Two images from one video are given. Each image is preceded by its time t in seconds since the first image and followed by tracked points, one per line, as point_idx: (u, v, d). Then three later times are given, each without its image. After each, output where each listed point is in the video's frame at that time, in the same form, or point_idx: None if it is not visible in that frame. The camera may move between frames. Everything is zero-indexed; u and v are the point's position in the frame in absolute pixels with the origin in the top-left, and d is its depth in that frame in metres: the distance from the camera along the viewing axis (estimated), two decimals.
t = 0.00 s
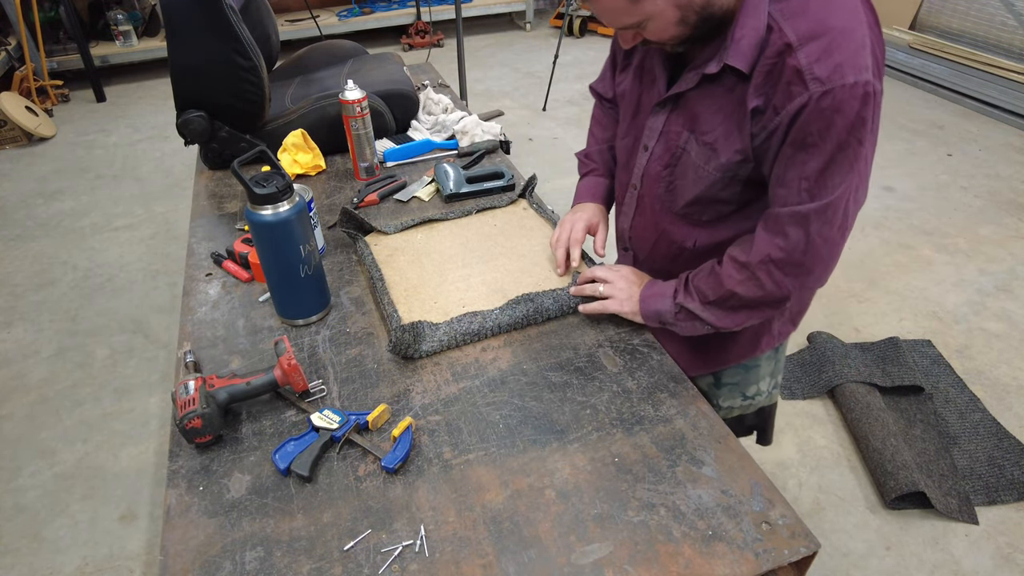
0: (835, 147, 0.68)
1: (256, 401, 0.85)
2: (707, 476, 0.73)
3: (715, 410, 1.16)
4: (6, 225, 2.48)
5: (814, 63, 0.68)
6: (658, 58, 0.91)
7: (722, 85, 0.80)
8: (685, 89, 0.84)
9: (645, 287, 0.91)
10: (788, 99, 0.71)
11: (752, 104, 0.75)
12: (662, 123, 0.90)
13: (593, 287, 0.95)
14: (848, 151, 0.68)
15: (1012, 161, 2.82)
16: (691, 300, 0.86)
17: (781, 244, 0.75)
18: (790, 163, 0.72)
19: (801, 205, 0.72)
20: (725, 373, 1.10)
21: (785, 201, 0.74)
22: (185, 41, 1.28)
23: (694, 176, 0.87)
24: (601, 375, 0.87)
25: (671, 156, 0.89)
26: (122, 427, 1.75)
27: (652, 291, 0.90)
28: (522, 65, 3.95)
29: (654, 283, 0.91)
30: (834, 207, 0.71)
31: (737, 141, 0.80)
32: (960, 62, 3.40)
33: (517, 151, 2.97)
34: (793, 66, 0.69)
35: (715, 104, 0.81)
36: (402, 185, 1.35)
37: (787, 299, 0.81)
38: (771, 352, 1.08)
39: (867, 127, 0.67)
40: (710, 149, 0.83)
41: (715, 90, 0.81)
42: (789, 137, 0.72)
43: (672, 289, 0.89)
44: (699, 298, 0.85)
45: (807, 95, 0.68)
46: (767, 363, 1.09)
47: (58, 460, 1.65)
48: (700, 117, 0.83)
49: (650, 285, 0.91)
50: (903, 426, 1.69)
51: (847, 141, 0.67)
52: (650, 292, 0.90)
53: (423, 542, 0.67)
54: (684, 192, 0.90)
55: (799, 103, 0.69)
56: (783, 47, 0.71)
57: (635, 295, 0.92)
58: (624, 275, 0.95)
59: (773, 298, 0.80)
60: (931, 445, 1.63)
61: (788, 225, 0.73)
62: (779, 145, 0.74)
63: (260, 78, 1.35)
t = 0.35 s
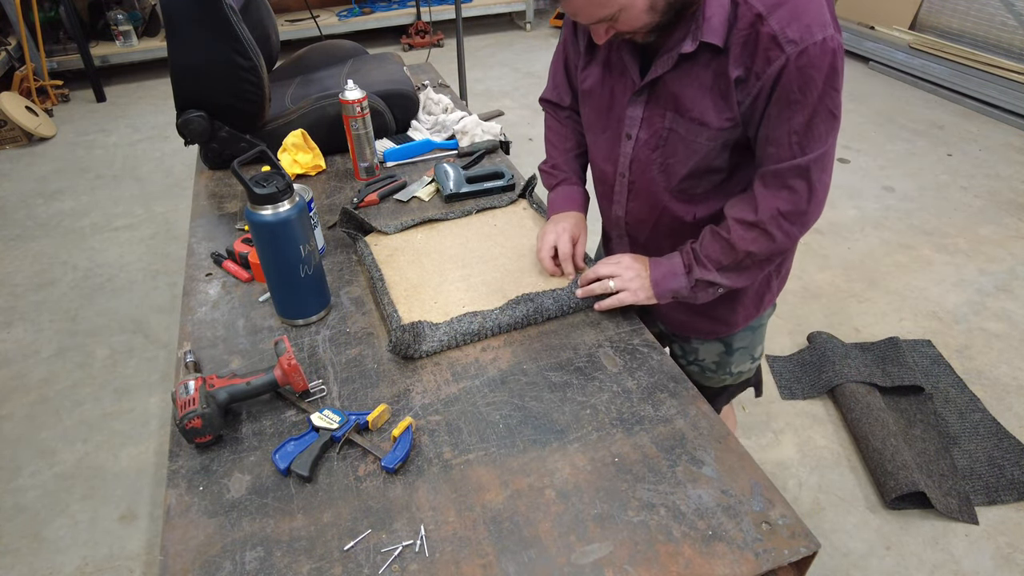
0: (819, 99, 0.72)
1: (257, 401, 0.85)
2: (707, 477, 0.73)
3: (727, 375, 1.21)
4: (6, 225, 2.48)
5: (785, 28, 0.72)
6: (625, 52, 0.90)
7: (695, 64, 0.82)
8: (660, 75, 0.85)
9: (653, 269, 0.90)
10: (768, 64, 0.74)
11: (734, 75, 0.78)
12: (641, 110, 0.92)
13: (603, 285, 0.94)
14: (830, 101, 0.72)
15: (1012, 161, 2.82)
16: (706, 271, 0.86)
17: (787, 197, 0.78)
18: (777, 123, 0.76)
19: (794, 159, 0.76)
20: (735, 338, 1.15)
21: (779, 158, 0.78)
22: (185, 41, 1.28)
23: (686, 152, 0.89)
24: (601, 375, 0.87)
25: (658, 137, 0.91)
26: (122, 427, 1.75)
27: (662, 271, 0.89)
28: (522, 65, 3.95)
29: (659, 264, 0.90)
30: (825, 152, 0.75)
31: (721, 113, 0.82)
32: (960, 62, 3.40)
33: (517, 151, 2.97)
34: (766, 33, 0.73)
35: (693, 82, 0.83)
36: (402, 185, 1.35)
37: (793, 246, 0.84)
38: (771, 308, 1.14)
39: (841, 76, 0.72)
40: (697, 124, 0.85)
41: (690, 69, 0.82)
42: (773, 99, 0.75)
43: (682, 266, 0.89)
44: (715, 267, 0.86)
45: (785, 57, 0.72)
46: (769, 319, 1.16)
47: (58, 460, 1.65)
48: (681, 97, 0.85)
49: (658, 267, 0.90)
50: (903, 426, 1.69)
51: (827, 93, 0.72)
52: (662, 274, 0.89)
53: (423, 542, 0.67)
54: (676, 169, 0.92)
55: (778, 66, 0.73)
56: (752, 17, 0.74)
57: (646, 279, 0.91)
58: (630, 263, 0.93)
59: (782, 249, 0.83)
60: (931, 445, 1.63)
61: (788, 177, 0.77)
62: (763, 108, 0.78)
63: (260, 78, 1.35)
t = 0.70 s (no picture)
0: (834, 121, 0.72)
1: (256, 401, 0.85)
2: (707, 476, 0.73)
3: (744, 373, 1.18)
4: (6, 224, 2.48)
5: (811, 45, 0.71)
6: (651, 56, 0.90)
7: (720, 76, 0.81)
8: (684, 83, 0.85)
9: (651, 274, 0.90)
10: (790, 80, 0.74)
11: (758, 89, 0.77)
12: (664, 116, 0.91)
13: (600, 285, 0.94)
14: (846, 123, 0.72)
15: (1012, 161, 2.83)
16: (703, 283, 0.87)
17: (792, 217, 0.78)
18: (792, 140, 0.76)
19: (804, 178, 0.76)
20: (751, 338, 1.12)
21: (789, 177, 0.78)
22: (185, 42, 1.28)
23: (707, 162, 0.89)
24: (601, 375, 0.87)
25: (680, 146, 0.91)
26: (122, 427, 1.75)
27: (657, 278, 0.89)
28: (522, 65, 3.95)
29: (657, 270, 0.89)
30: (834, 175, 0.75)
31: (740, 125, 0.82)
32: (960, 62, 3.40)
33: (517, 151, 2.97)
34: (793, 49, 0.73)
35: (717, 92, 0.82)
36: (402, 185, 1.35)
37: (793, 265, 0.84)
38: (790, 309, 1.11)
39: (862, 98, 0.72)
40: (718, 136, 0.85)
41: (715, 79, 0.82)
42: (790, 116, 0.75)
43: (679, 274, 0.88)
44: (711, 280, 0.86)
45: (808, 75, 0.72)
46: (787, 319, 1.13)
47: (58, 460, 1.65)
48: (704, 107, 0.85)
49: (655, 273, 0.89)
50: (903, 426, 1.69)
51: (844, 114, 0.72)
52: (659, 280, 0.89)
53: (423, 542, 0.67)
54: (697, 178, 0.91)
55: (800, 84, 0.72)
56: (781, 31, 0.74)
57: (642, 285, 0.91)
58: (628, 267, 0.93)
59: (782, 268, 0.83)
60: (931, 446, 1.63)
61: (796, 197, 0.77)
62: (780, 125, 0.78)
63: (260, 77, 1.35)
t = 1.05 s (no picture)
0: (825, 115, 0.72)
1: (257, 401, 0.85)
2: (707, 476, 0.73)
3: (733, 372, 1.17)
4: (6, 224, 2.48)
5: (799, 40, 0.71)
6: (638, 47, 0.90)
7: (706, 68, 0.81)
8: (672, 74, 0.84)
9: (651, 270, 0.89)
10: (778, 75, 0.74)
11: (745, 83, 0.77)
12: (651, 107, 0.91)
13: (601, 284, 0.92)
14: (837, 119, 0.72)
15: (1012, 161, 2.83)
16: (701, 275, 0.86)
17: (787, 210, 0.78)
18: (784, 135, 0.76)
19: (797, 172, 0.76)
20: (738, 335, 1.12)
21: (782, 170, 0.78)
22: (185, 42, 1.28)
23: (692, 155, 0.88)
24: (601, 375, 0.87)
25: (668, 137, 0.90)
26: (122, 427, 1.75)
27: (658, 272, 0.88)
28: (522, 65, 3.95)
29: (657, 265, 0.89)
30: (826, 171, 0.75)
31: (726, 119, 0.82)
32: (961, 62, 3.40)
33: (517, 151, 2.97)
34: (780, 44, 0.73)
35: (705, 84, 0.82)
36: (402, 185, 1.35)
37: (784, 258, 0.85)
38: (777, 306, 1.11)
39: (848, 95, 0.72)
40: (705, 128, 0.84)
41: (703, 72, 0.82)
42: (779, 111, 0.75)
43: (679, 269, 0.88)
44: (710, 273, 0.86)
45: (797, 70, 0.72)
46: (774, 316, 1.12)
47: (58, 460, 1.65)
48: (691, 99, 0.84)
49: (654, 269, 0.89)
50: (903, 426, 1.69)
51: (835, 108, 0.71)
52: (658, 275, 0.88)
53: (423, 542, 0.67)
54: (682, 171, 0.91)
55: (789, 78, 0.72)
56: (768, 26, 0.74)
57: (643, 280, 0.90)
58: (628, 265, 0.92)
59: (774, 260, 0.83)
60: (931, 446, 1.63)
61: (791, 190, 0.77)
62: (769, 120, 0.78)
63: (260, 77, 1.35)
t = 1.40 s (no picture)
0: (782, 88, 0.79)
1: (257, 401, 0.85)
2: (707, 476, 0.73)
3: (694, 352, 1.25)
4: (6, 224, 2.48)
5: (750, 20, 0.78)
6: (598, 27, 1.00)
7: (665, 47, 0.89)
8: (627, 52, 0.93)
9: (653, 261, 0.91)
10: (732, 53, 0.81)
11: (700, 61, 0.85)
12: (608, 82, 1.00)
13: (607, 282, 0.93)
14: (796, 91, 0.79)
15: (1013, 161, 2.83)
16: (704, 257, 0.89)
17: (770, 177, 0.84)
18: (749, 108, 0.82)
19: (770, 144, 0.82)
20: (698, 312, 1.20)
21: (755, 142, 0.84)
22: (185, 43, 1.27)
23: (647, 126, 0.97)
24: (601, 375, 0.87)
25: (624, 111, 0.99)
26: (122, 427, 1.75)
27: (660, 262, 0.91)
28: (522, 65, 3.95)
29: (658, 255, 0.91)
30: (796, 141, 0.81)
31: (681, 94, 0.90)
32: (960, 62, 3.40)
33: (517, 151, 2.97)
34: (732, 25, 0.80)
35: (659, 62, 0.90)
36: (402, 185, 1.35)
37: (774, 232, 0.89)
38: (731, 286, 1.22)
39: (801, 70, 0.78)
40: (659, 101, 0.93)
41: (656, 51, 0.90)
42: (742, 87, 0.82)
43: (680, 255, 0.90)
44: (711, 253, 0.89)
45: (749, 48, 0.78)
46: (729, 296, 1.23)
47: (58, 460, 1.65)
48: (647, 76, 0.93)
49: (656, 260, 0.91)
50: (903, 426, 1.69)
51: (791, 82, 0.78)
52: (661, 265, 0.90)
53: (424, 542, 0.67)
54: (638, 144, 1.00)
55: (742, 56, 0.79)
56: (722, 6, 0.80)
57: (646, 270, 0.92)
58: (630, 258, 0.94)
59: (768, 234, 0.88)
60: (931, 445, 1.63)
61: (769, 158, 0.83)
62: (730, 95, 0.85)
63: (260, 77, 1.35)
